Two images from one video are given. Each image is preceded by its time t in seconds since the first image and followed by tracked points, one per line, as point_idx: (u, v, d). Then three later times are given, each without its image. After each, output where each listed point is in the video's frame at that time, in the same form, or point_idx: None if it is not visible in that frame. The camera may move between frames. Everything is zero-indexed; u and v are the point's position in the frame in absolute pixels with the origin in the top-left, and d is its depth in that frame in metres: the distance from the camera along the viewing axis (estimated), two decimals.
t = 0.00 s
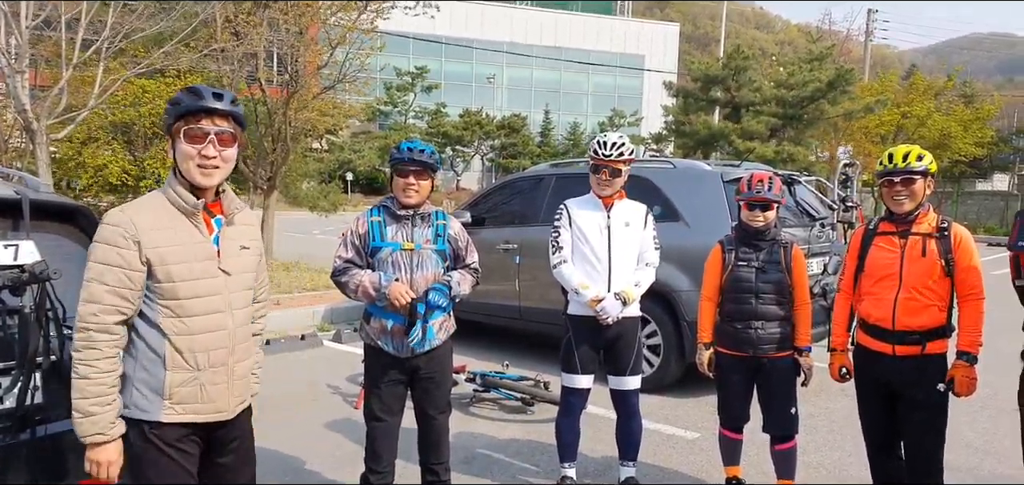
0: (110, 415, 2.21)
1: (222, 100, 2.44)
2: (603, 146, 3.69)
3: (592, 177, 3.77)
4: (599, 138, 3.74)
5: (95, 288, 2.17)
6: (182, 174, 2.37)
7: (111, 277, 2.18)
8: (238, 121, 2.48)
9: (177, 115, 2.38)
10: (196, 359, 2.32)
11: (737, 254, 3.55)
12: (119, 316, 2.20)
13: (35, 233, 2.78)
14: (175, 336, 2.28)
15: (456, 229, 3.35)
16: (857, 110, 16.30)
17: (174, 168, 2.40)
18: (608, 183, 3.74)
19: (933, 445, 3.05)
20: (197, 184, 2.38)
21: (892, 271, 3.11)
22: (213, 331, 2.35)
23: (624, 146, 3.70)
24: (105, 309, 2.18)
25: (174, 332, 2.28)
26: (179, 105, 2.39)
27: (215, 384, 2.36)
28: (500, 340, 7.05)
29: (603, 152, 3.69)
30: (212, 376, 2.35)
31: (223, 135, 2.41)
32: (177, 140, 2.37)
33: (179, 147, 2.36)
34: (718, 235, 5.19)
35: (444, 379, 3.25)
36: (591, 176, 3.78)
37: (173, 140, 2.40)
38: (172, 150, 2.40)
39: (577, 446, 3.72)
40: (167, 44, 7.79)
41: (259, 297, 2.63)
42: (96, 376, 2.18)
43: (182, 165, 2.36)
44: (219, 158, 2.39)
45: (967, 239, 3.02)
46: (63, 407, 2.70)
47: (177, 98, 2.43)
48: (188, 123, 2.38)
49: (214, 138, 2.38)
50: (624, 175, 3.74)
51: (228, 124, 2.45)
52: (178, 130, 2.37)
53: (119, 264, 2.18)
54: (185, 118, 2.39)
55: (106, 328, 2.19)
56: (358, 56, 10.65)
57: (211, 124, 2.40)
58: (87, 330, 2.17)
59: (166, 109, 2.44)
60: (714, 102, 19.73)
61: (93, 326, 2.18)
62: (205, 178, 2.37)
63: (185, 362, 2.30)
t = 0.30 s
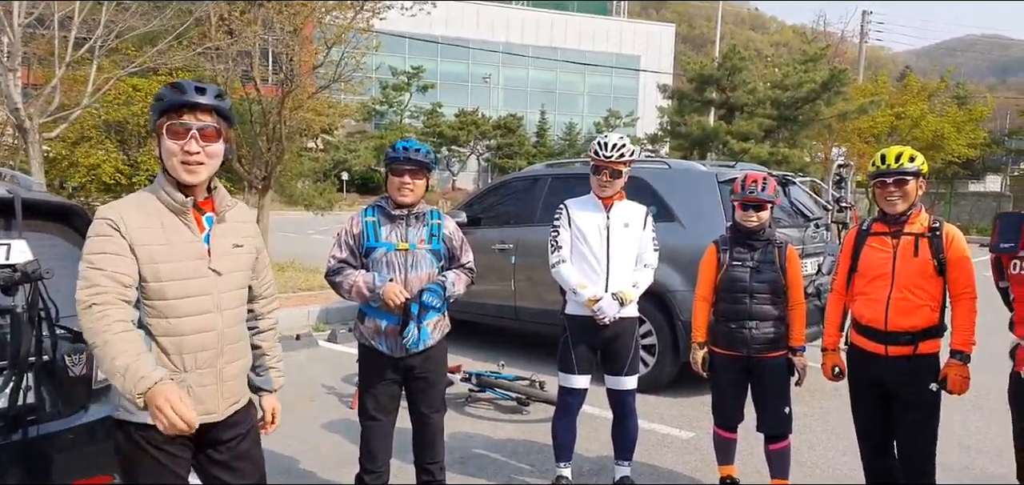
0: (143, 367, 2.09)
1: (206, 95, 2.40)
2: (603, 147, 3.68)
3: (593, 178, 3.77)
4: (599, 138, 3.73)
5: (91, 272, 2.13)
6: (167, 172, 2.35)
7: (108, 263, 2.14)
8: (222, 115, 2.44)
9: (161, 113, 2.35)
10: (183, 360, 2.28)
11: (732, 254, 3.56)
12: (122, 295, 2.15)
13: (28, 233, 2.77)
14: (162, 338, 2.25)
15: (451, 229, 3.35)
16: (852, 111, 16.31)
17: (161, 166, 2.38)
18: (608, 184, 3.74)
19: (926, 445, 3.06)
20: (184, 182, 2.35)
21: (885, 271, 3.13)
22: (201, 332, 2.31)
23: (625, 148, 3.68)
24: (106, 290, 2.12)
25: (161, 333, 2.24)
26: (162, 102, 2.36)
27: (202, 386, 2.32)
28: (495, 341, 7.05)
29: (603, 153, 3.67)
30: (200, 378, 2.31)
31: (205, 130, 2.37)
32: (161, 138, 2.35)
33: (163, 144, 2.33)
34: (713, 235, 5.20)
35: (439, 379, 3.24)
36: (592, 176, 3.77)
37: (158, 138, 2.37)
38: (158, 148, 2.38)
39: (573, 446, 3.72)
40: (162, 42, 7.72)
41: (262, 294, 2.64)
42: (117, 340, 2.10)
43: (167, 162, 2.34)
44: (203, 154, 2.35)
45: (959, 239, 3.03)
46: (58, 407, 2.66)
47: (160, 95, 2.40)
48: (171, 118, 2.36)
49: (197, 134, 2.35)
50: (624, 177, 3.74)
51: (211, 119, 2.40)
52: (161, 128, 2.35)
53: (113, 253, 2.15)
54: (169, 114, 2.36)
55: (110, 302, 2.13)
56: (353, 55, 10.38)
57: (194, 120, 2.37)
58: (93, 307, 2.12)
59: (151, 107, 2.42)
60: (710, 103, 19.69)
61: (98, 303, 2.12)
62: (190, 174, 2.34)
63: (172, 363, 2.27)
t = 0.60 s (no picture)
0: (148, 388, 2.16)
1: (202, 94, 2.38)
2: (596, 148, 3.68)
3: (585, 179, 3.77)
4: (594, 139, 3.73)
5: (95, 275, 2.17)
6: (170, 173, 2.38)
7: (111, 266, 2.17)
8: (219, 114, 2.40)
9: (162, 115, 2.38)
10: (178, 357, 2.32)
11: (718, 254, 3.58)
12: (125, 302, 2.19)
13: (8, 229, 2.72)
14: (160, 332, 2.30)
15: (438, 229, 3.34)
16: (838, 114, 16.41)
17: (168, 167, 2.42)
18: (600, 185, 3.74)
19: (908, 446, 3.09)
20: (185, 184, 2.37)
21: (868, 273, 3.15)
22: (197, 330, 2.34)
23: (617, 149, 3.68)
24: (110, 296, 2.16)
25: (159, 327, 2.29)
26: (163, 104, 2.38)
27: (197, 383, 2.35)
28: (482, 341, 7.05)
29: (597, 154, 3.67)
30: (194, 376, 2.34)
31: (199, 129, 2.35)
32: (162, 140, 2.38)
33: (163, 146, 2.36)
34: (699, 237, 5.22)
35: (425, 378, 3.24)
36: (585, 177, 3.77)
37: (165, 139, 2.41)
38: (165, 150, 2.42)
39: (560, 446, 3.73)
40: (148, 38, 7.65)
41: (275, 299, 2.62)
42: (122, 358, 2.14)
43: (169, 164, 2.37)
44: (197, 154, 2.34)
45: (941, 242, 3.06)
46: (39, 405, 2.63)
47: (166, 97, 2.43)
48: (169, 119, 2.37)
49: (190, 134, 2.34)
50: (616, 179, 3.75)
51: (207, 117, 2.38)
52: (162, 130, 2.37)
53: (116, 255, 2.18)
54: (168, 116, 2.38)
55: (113, 312, 2.16)
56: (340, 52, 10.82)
57: (188, 120, 2.36)
58: (99, 317, 2.15)
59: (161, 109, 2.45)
60: (698, 104, 19.69)
61: (103, 312, 2.15)
62: (187, 175, 2.34)
63: (168, 358, 2.31)
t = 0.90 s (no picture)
0: (127, 385, 2.20)
1: (213, 95, 2.39)
2: (577, 148, 3.69)
3: (567, 181, 3.77)
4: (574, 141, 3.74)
5: (101, 268, 2.21)
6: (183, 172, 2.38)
7: (115, 260, 2.20)
8: (231, 113, 2.41)
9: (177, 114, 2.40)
10: (179, 349, 2.30)
11: (696, 255, 3.61)
12: (124, 297, 2.21)
13: None
14: (162, 324, 2.29)
15: (418, 229, 3.33)
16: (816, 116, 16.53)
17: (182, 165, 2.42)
18: (581, 186, 3.75)
19: (882, 445, 3.13)
20: (196, 181, 2.37)
21: (844, 273, 3.19)
22: (198, 323, 2.31)
23: (597, 150, 3.70)
24: (109, 289, 2.19)
25: (161, 319, 2.28)
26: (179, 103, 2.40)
27: (196, 375, 2.32)
28: (462, 342, 7.04)
29: (576, 155, 3.69)
30: (193, 368, 2.32)
31: (212, 130, 2.36)
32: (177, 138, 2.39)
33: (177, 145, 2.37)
34: (678, 238, 5.24)
35: (404, 379, 3.22)
36: (566, 178, 3.78)
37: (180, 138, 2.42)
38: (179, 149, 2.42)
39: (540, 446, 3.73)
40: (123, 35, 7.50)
41: (290, 297, 2.60)
42: (106, 353, 2.19)
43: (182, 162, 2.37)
44: (208, 152, 2.35)
45: (915, 242, 3.11)
46: (9, 408, 2.55)
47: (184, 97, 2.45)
48: (182, 118, 2.39)
49: (201, 132, 2.35)
50: (597, 180, 3.76)
51: (221, 118, 2.39)
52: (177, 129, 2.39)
53: (121, 249, 2.21)
54: (182, 115, 2.40)
55: (110, 307, 2.20)
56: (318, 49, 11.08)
57: (201, 119, 2.37)
58: (98, 307, 2.20)
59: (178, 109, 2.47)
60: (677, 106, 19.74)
61: (101, 303, 2.20)
62: (199, 173, 2.35)
63: (169, 349, 2.30)
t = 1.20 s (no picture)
0: (58, 362, 2.13)
1: (203, 94, 2.38)
2: (572, 148, 3.69)
3: (562, 180, 3.77)
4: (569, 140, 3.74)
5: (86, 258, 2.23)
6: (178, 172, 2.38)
7: (101, 249, 2.23)
8: (220, 111, 2.39)
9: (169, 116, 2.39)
10: (177, 346, 2.31)
11: (693, 254, 3.61)
12: (98, 283, 2.21)
13: None
14: (161, 322, 2.30)
15: (413, 228, 3.32)
16: (810, 115, 16.59)
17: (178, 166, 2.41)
18: (577, 185, 3.74)
19: (879, 443, 3.15)
20: (191, 181, 2.36)
21: (839, 271, 3.20)
22: (195, 321, 2.31)
23: (592, 149, 3.69)
24: (87, 273, 2.21)
25: (160, 317, 2.30)
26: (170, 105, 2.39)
27: (194, 373, 2.32)
28: (457, 342, 7.03)
29: (572, 154, 3.69)
30: (191, 365, 2.31)
31: (201, 128, 2.34)
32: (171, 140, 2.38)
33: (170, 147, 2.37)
34: (674, 237, 5.26)
35: (401, 379, 3.22)
36: (562, 177, 3.77)
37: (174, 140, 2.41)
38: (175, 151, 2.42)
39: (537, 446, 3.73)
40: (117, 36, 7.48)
41: (293, 297, 2.58)
42: (56, 328, 2.16)
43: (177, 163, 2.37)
44: (199, 150, 2.34)
45: (910, 241, 3.12)
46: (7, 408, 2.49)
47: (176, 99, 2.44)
48: (174, 119, 2.38)
49: (191, 131, 2.34)
50: (593, 179, 3.75)
51: (209, 116, 2.37)
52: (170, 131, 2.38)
53: (110, 242, 2.23)
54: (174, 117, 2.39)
55: (81, 289, 2.20)
56: (313, 50, 10.99)
57: (190, 119, 2.35)
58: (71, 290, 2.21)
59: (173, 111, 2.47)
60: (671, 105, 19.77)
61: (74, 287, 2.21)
62: (192, 172, 2.34)
63: (167, 348, 2.31)
